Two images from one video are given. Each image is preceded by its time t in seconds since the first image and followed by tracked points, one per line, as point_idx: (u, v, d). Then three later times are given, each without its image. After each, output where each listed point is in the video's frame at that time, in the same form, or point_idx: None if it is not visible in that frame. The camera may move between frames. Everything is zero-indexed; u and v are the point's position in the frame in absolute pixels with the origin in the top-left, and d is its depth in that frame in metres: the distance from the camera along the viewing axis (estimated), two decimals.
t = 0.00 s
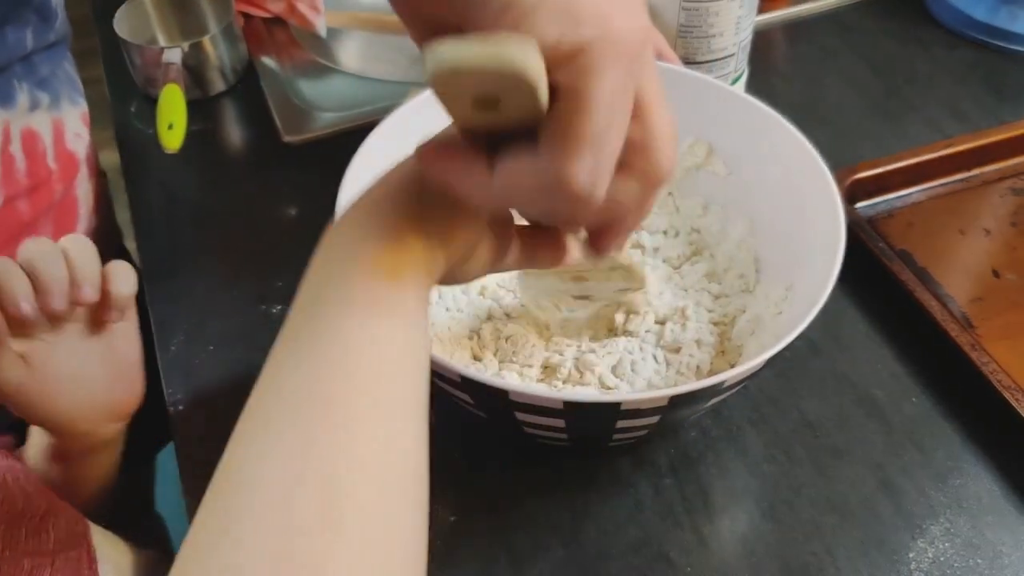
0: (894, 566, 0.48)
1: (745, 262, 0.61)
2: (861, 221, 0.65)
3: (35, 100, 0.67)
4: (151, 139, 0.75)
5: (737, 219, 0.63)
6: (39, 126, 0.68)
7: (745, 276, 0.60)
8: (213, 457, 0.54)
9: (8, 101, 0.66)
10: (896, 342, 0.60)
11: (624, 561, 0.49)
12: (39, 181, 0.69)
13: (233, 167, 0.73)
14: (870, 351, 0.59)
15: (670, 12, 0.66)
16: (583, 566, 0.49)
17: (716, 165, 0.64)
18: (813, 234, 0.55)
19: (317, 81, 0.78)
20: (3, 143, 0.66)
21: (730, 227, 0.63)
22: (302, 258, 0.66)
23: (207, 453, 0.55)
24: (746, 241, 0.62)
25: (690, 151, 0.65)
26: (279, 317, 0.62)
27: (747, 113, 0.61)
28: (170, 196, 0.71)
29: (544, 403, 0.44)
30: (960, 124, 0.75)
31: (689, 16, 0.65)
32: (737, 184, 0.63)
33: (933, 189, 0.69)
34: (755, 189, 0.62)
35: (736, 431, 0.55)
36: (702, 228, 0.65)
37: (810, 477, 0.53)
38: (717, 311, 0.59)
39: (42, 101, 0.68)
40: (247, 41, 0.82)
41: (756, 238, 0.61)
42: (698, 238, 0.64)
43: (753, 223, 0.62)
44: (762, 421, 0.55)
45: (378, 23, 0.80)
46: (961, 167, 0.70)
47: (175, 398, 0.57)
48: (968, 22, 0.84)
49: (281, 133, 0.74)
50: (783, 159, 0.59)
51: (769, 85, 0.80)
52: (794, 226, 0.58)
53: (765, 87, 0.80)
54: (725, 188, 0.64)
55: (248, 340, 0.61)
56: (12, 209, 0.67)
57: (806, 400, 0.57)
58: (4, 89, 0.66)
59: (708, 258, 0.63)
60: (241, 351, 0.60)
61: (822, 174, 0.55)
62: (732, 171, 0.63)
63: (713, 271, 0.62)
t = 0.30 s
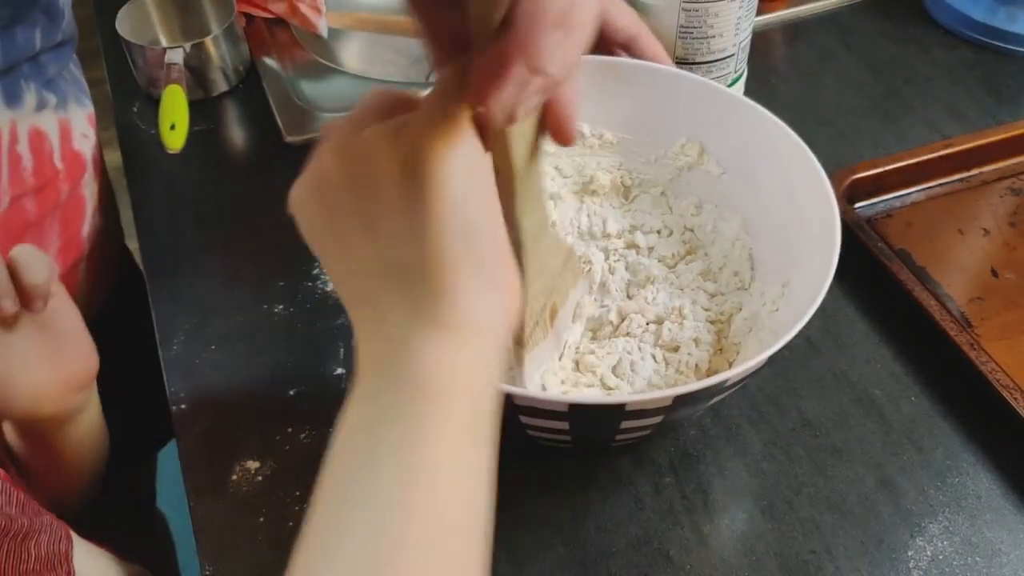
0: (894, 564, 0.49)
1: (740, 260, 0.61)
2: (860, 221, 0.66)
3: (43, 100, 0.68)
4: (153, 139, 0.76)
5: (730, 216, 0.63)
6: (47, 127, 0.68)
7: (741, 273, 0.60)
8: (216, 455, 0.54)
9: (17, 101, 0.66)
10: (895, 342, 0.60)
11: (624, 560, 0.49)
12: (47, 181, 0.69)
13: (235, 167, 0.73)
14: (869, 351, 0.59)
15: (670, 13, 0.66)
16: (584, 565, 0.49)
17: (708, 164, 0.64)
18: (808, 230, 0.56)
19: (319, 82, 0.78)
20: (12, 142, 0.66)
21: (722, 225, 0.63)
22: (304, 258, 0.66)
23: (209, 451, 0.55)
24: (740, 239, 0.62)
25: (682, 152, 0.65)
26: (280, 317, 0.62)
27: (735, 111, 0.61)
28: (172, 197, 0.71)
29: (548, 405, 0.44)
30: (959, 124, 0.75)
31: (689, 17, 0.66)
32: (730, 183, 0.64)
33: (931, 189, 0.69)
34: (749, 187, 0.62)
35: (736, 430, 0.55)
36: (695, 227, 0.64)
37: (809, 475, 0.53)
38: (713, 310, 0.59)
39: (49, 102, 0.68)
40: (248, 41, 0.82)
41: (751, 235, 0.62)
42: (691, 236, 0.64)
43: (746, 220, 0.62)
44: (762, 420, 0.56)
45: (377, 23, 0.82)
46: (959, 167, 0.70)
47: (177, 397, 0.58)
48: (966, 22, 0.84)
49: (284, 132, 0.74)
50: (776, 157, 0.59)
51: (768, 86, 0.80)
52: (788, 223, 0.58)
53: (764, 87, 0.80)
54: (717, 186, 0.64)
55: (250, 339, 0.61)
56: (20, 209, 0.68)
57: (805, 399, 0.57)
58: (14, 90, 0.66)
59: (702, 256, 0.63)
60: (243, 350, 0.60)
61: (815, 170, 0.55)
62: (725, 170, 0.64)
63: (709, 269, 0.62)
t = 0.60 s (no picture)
0: (893, 564, 0.49)
1: (726, 257, 0.61)
2: (859, 221, 0.66)
3: (50, 101, 0.68)
4: (155, 139, 0.76)
5: (715, 213, 0.63)
6: (53, 129, 0.69)
7: (730, 270, 0.60)
8: (216, 454, 0.54)
9: (25, 102, 0.66)
10: (896, 342, 0.60)
11: (624, 559, 0.49)
12: (52, 183, 0.69)
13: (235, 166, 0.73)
14: (869, 350, 0.60)
15: (670, 13, 0.66)
16: (584, 565, 0.49)
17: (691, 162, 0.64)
18: (795, 226, 0.56)
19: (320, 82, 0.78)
20: (20, 144, 0.66)
21: (707, 222, 0.63)
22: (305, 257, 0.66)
23: (211, 449, 0.55)
24: (727, 237, 0.62)
25: (663, 151, 0.65)
26: (281, 317, 0.62)
27: (714, 109, 0.61)
28: (173, 196, 0.71)
29: (563, 415, 0.44)
30: (960, 124, 0.75)
31: (689, 17, 0.66)
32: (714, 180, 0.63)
33: (931, 189, 0.69)
34: (733, 183, 0.62)
35: (735, 430, 0.55)
36: (680, 225, 0.64)
37: (809, 475, 0.53)
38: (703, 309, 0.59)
39: (56, 104, 0.69)
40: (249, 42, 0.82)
41: (737, 231, 0.61)
42: (677, 236, 0.64)
43: (731, 218, 0.62)
44: (761, 420, 0.56)
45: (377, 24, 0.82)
46: (958, 167, 0.70)
47: (178, 396, 0.58)
48: (966, 22, 0.84)
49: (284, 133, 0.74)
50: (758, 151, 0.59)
51: (769, 85, 0.80)
52: (775, 217, 0.58)
53: (764, 87, 0.80)
54: (701, 184, 0.64)
55: (251, 339, 0.61)
56: (27, 210, 0.68)
57: (805, 398, 0.57)
58: (21, 90, 0.66)
59: (689, 255, 0.63)
60: (242, 349, 0.60)
61: (800, 161, 0.55)
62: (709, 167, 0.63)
63: (699, 267, 0.62)
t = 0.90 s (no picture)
0: (894, 564, 0.49)
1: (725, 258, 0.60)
2: (859, 220, 0.66)
3: (53, 103, 0.68)
4: (154, 139, 0.76)
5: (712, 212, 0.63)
6: (56, 130, 0.69)
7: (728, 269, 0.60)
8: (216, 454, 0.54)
9: (28, 103, 0.67)
10: (896, 342, 0.60)
11: (624, 559, 0.49)
12: (54, 183, 0.70)
13: (235, 167, 0.73)
14: (869, 350, 0.60)
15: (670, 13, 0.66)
16: (583, 565, 0.49)
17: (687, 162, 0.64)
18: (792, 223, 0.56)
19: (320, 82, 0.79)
20: (22, 144, 0.67)
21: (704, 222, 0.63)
22: (305, 257, 0.66)
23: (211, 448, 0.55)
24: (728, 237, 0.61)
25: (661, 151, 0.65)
26: (281, 316, 0.62)
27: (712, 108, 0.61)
28: (172, 197, 0.71)
29: (564, 416, 0.44)
30: (959, 124, 0.75)
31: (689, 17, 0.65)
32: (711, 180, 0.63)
33: (931, 189, 0.69)
34: (732, 182, 0.62)
35: (735, 430, 0.55)
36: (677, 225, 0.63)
37: (809, 476, 0.53)
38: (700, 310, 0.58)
39: (59, 105, 0.69)
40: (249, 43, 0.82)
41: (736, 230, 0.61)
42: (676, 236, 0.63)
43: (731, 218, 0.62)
44: (761, 421, 0.56)
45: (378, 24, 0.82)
46: (958, 167, 0.70)
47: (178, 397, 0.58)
48: (966, 22, 0.84)
49: (284, 134, 0.74)
50: (756, 149, 0.59)
51: (768, 85, 0.80)
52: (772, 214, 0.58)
53: (764, 86, 0.80)
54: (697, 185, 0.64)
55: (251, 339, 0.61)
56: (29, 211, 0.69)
57: (805, 399, 0.57)
58: (23, 91, 0.67)
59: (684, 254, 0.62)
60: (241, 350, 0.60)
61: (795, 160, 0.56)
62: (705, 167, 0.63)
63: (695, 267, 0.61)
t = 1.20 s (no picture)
0: (893, 564, 0.49)
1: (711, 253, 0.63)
2: (858, 219, 0.66)
3: (70, 100, 0.73)
4: (155, 139, 0.76)
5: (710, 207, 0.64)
6: (75, 128, 0.73)
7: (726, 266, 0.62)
8: (215, 455, 0.54)
9: (50, 101, 0.72)
10: (896, 342, 0.60)
11: (624, 559, 0.49)
12: (73, 179, 0.72)
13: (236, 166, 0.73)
14: (870, 351, 0.60)
15: (670, 13, 0.66)
16: (584, 563, 0.49)
17: (683, 160, 0.64)
18: (795, 220, 0.55)
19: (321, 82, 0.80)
20: (47, 140, 0.71)
21: (701, 216, 0.64)
22: (306, 257, 0.66)
23: (211, 448, 0.55)
24: (727, 231, 0.62)
25: (655, 150, 0.65)
26: (281, 316, 0.62)
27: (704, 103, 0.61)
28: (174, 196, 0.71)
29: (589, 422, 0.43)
30: (959, 123, 0.75)
31: (689, 16, 0.66)
32: (707, 175, 0.63)
33: (930, 189, 0.70)
34: (728, 179, 0.62)
35: (735, 430, 0.55)
36: (675, 223, 0.66)
37: (809, 475, 0.53)
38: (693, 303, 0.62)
39: (77, 102, 0.73)
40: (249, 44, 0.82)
41: (735, 226, 0.62)
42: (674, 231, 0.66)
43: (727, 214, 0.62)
44: (762, 420, 0.56)
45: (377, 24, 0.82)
46: (957, 167, 0.70)
47: (178, 396, 0.58)
48: (966, 22, 0.84)
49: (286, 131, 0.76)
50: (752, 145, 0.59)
51: (768, 85, 0.81)
52: (774, 210, 0.58)
53: (764, 87, 0.80)
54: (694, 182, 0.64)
55: (252, 339, 0.61)
56: (52, 209, 0.71)
57: (805, 398, 0.57)
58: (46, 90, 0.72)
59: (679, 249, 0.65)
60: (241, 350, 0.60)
61: (798, 159, 0.55)
62: (701, 164, 0.63)
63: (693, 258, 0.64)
